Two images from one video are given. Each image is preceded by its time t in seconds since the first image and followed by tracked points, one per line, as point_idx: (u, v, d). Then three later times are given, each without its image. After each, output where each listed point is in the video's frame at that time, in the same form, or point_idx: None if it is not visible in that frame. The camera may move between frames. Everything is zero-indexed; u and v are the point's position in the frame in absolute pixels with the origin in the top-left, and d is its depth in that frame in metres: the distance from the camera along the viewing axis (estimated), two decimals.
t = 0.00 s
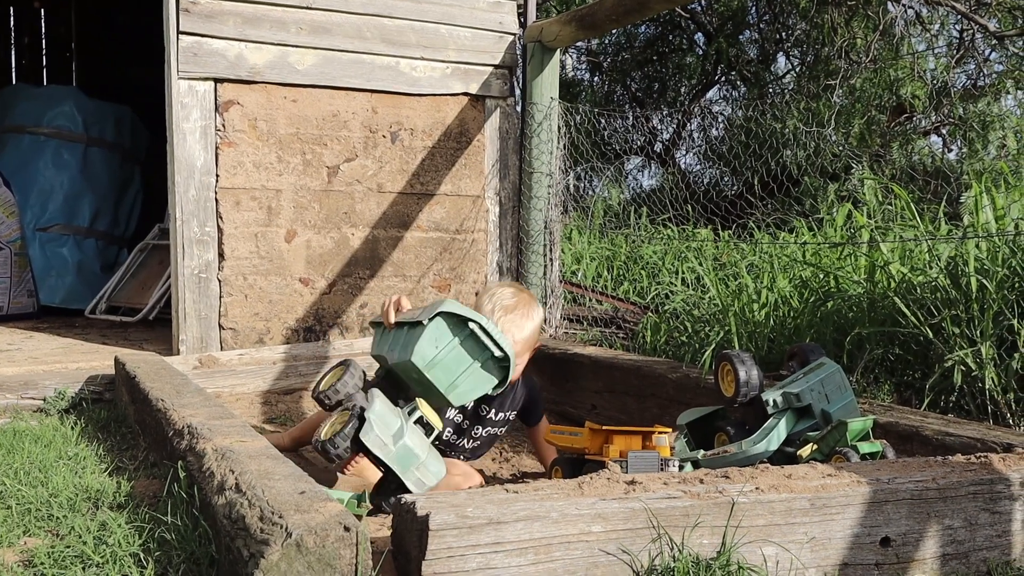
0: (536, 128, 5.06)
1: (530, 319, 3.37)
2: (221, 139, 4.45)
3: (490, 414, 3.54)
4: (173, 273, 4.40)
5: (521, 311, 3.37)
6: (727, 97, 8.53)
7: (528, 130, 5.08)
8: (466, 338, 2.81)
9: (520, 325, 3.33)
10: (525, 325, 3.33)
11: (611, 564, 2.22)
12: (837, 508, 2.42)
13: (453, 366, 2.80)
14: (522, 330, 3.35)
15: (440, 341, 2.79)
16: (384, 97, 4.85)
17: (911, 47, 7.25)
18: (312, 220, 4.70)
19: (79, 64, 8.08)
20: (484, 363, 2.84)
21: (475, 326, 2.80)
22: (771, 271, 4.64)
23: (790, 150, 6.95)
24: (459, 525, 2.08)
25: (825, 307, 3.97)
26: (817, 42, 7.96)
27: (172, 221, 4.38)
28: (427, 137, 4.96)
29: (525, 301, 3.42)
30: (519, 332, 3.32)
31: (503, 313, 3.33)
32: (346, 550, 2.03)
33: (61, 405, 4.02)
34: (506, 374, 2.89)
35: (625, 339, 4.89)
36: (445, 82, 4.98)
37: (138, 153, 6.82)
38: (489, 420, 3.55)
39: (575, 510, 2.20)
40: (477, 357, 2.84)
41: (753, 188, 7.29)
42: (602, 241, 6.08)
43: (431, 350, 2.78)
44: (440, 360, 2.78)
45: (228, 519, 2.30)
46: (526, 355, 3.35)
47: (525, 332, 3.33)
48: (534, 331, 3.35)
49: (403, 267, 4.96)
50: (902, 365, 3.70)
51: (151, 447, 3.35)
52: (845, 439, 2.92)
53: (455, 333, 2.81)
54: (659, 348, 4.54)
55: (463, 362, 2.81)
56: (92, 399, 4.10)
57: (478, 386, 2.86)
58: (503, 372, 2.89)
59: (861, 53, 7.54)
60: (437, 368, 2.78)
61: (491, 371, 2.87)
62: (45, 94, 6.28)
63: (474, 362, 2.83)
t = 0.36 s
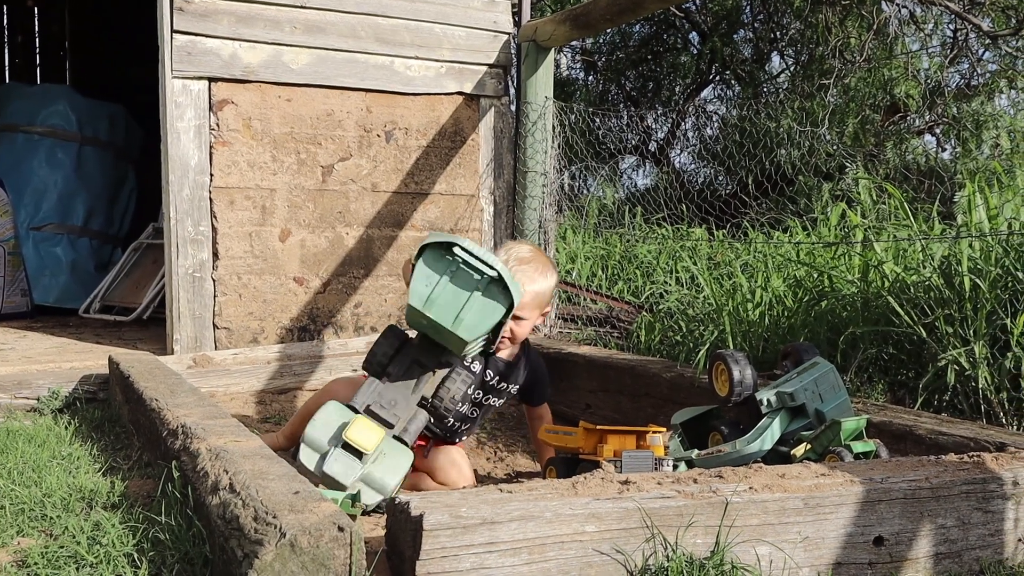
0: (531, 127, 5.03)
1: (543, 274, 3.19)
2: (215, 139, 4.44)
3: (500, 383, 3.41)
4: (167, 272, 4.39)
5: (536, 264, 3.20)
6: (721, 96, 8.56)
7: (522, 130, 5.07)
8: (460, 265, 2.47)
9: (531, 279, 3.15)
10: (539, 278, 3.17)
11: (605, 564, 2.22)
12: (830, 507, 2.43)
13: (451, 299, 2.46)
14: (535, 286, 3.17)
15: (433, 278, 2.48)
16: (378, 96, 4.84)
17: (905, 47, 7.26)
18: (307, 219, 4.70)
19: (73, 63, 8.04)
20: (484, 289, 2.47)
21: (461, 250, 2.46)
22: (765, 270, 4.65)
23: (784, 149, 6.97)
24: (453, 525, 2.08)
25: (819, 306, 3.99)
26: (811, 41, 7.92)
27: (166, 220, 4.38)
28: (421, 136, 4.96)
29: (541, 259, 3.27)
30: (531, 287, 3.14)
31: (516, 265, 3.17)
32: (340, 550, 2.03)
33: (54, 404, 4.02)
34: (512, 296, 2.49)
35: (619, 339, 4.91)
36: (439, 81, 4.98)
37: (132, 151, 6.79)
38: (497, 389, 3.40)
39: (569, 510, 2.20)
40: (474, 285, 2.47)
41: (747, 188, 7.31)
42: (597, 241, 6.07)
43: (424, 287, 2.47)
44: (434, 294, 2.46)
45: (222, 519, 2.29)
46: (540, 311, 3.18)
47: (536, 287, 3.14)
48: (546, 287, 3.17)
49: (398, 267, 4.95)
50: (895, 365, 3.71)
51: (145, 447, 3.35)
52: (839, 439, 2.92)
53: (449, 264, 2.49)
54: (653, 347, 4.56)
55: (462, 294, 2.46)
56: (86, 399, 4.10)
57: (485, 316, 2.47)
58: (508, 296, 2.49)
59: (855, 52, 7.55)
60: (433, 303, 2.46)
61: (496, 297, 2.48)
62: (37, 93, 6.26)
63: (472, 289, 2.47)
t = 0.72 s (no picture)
0: (524, 128, 5.03)
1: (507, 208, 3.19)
2: (208, 139, 4.43)
3: (478, 332, 3.39)
4: (160, 272, 4.39)
5: (493, 194, 3.20)
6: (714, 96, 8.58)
7: (516, 131, 5.07)
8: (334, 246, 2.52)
9: (493, 212, 3.15)
10: (496, 206, 3.16)
11: (597, 564, 2.23)
12: (822, 507, 2.44)
13: (336, 281, 2.53)
14: (498, 219, 3.17)
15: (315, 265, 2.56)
16: (372, 96, 4.84)
17: (898, 47, 7.27)
18: (300, 220, 4.70)
19: (66, 63, 8.03)
20: (361, 263, 2.50)
21: (323, 235, 2.52)
22: (758, 270, 4.66)
23: (778, 149, 6.99)
24: (446, 526, 2.08)
25: (811, 306, 4.01)
26: (804, 41, 7.95)
27: (159, 221, 4.37)
28: (414, 136, 4.96)
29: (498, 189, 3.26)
30: (494, 221, 3.14)
31: (473, 198, 3.16)
32: (332, 551, 2.03)
33: (47, 405, 4.01)
34: (384, 267, 2.49)
35: (613, 338, 4.92)
36: (432, 81, 4.98)
37: (126, 151, 6.77)
38: (479, 339, 3.40)
39: (561, 510, 2.20)
40: (348, 264, 2.52)
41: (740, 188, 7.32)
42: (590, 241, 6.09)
43: (311, 275, 2.57)
44: (321, 280, 2.55)
45: (215, 520, 2.29)
46: (504, 243, 3.19)
47: (497, 219, 3.14)
48: (508, 220, 3.17)
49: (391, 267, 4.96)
50: (888, 365, 3.72)
51: (138, 447, 3.34)
52: (830, 438, 2.95)
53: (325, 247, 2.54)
54: (646, 347, 4.56)
55: (341, 275, 2.53)
56: (79, 400, 4.09)
57: (371, 288, 2.52)
58: (380, 267, 2.50)
59: (849, 52, 7.56)
60: (322, 289, 2.55)
61: (375, 266, 2.50)
62: (30, 93, 6.28)
63: (350, 267, 2.52)
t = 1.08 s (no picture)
0: (523, 129, 5.04)
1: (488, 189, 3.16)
2: (206, 140, 4.42)
3: (463, 318, 3.31)
4: (158, 272, 4.38)
5: (472, 175, 3.17)
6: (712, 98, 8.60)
7: (515, 132, 5.08)
8: (314, 261, 2.62)
9: (474, 194, 3.12)
10: (475, 187, 3.13)
11: (600, 567, 2.23)
12: (823, 510, 2.44)
13: (313, 294, 2.62)
14: (479, 201, 3.14)
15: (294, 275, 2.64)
16: (371, 97, 4.84)
17: (896, 49, 7.30)
18: (299, 221, 4.69)
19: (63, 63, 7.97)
20: (340, 279, 2.60)
21: (304, 250, 2.62)
22: (758, 271, 4.67)
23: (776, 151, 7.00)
24: (449, 528, 2.08)
25: (811, 308, 4.01)
26: (802, 43, 7.97)
27: (157, 221, 4.36)
28: (413, 137, 4.95)
29: (476, 171, 3.23)
30: (476, 202, 3.11)
31: (453, 180, 3.13)
32: (335, 553, 2.03)
33: (45, 406, 4.00)
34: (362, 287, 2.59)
35: (612, 340, 4.91)
36: (432, 82, 4.98)
37: (124, 152, 6.75)
38: (463, 325, 3.31)
39: (563, 512, 2.20)
40: (326, 280, 2.61)
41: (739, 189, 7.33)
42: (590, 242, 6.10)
43: (288, 288, 2.65)
44: (299, 292, 2.64)
45: (216, 522, 2.29)
46: (485, 224, 3.15)
47: (477, 201, 3.11)
48: (490, 201, 3.15)
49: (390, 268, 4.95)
50: (887, 367, 3.73)
51: (138, 449, 3.33)
52: (830, 441, 2.95)
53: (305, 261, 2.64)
54: (646, 348, 4.56)
55: (317, 289, 2.61)
56: (76, 400, 4.08)
57: (347, 304, 2.61)
58: (358, 286, 2.59)
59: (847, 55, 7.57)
60: (298, 302, 2.63)
61: (353, 285, 2.59)
62: (29, 93, 6.25)
63: (329, 282, 2.61)
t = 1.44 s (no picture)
0: (529, 127, 5.07)
1: (458, 180, 3.18)
2: (212, 139, 4.43)
3: (441, 305, 3.36)
4: (165, 272, 4.39)
5: (445, 168, 3.17)
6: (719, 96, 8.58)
7: (520, 130, 5.11)
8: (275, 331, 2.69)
9: (446, 186, 3.14)
10: (447, 180, 3.14)
11: (605, 564, 2.22)
12: (829, 507, 2.43)
13: (288, 353, 2.73)
14: (451, 192, 3.16)
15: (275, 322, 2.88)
16: (377, 96, 4.84)
17: (902, 46, 7.28)
18: (305, 220, 4.70)
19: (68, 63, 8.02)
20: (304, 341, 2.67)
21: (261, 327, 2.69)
22: (763, 270, 4.66)
23: (782, 149, 6.99)
24: (453, 526, 2.08)
25: (817, 306, 4.00)
26: (808, 41, 7.99)
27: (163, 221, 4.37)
28: (418, 136, 4.95)
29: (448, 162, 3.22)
30: (447, 195, 3.13)
31: (426, 172, 3.14)
32: (339, 551, 2.02)
33: (52, 406, 4.01)
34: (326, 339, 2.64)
35: (617, 339, 4.89)
36: (437, 81, 4.98)
37: (130, 152, 6.79)
38: (440, 312, 3.36)
39: (568, 510, 2.20)
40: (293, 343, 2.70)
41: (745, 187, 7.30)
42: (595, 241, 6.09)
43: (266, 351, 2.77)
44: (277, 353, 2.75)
45: (221, 520, 2.29)
46: (457, 218, 3.18)
47: (450, 193, 3.13)
48: (463, 192, 3.17)
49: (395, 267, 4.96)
50: (894, 364, 3.71)
51: (143, 448, 3.34)
52: (837, 439, 2.92)
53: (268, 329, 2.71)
54: (652, 347, 4.56)
55: (290, 350, 2.71)
56: (83, 400, 4.08)
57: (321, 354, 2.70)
58: (321, 339, 2.66)
59: (853, 52, 7.53)
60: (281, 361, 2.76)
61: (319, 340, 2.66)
62: (35, 93, 6.25)
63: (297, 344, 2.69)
